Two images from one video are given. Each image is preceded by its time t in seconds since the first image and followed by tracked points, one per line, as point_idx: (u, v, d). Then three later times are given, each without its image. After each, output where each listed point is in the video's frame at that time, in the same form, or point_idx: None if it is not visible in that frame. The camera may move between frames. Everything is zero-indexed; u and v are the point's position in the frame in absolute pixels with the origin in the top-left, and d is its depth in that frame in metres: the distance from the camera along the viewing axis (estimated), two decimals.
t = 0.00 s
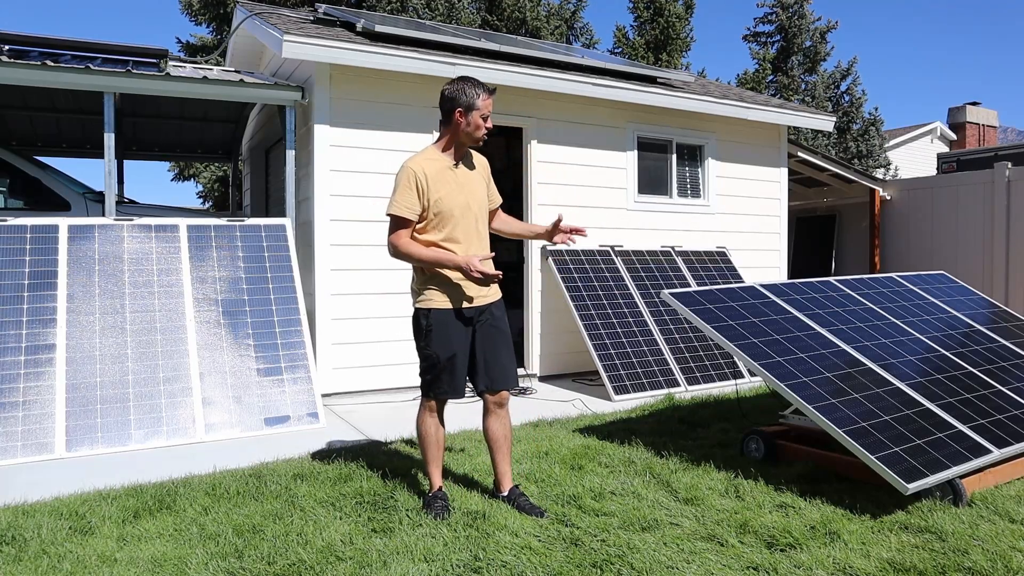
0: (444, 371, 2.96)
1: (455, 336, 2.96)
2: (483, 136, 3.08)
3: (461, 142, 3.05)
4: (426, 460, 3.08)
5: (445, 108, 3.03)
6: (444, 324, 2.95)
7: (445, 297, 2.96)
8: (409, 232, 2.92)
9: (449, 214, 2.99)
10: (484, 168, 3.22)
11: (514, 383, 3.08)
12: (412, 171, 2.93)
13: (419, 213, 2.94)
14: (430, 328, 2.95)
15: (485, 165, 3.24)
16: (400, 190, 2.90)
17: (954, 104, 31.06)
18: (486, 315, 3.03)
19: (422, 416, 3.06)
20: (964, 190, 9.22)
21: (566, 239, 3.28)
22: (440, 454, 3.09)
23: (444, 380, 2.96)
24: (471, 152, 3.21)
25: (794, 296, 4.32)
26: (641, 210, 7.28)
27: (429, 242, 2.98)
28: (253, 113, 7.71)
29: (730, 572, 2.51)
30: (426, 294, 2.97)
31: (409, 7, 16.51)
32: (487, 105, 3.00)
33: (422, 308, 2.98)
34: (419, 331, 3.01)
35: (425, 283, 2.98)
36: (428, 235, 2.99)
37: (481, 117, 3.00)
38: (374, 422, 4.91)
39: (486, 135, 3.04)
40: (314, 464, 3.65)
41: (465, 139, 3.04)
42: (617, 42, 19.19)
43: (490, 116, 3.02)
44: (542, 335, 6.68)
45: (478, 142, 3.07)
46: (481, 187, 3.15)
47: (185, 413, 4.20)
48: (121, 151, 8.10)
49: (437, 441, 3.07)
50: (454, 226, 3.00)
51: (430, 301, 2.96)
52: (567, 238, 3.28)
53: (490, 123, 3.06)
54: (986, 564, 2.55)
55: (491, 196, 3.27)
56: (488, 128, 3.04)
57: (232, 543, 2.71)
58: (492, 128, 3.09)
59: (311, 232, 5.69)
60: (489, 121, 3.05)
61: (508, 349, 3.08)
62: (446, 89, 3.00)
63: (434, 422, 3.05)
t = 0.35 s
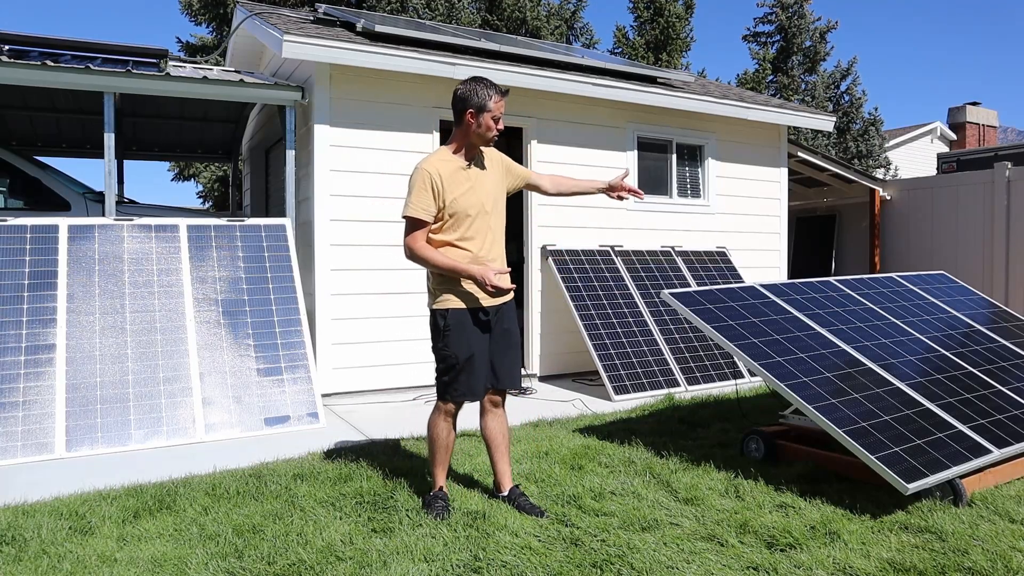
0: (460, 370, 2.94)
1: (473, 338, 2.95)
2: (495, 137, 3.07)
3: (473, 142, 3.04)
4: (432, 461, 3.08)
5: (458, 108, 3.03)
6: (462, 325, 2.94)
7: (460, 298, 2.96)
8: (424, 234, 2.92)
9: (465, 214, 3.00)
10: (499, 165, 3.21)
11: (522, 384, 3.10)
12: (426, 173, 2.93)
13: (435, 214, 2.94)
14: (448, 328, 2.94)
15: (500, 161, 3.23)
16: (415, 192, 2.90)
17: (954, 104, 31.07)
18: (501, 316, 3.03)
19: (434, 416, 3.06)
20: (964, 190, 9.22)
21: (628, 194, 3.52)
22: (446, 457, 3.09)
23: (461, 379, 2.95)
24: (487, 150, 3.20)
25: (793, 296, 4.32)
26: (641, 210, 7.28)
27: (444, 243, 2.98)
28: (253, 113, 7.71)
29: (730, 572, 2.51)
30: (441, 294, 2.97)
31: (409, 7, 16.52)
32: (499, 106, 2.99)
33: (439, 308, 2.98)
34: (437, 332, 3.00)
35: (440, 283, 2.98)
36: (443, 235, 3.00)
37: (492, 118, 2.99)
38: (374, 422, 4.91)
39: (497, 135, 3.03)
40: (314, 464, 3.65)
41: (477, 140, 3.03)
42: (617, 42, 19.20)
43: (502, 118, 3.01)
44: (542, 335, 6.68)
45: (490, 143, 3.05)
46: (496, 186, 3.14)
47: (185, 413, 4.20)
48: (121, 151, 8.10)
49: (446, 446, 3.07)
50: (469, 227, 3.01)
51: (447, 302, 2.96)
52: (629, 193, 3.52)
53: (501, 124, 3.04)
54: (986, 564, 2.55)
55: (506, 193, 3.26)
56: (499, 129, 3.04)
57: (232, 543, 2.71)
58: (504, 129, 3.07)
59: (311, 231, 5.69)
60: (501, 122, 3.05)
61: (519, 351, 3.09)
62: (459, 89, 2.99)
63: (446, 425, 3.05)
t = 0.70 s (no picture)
0: (471, 373, 2.94)
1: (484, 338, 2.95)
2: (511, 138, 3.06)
3: (487, 142, 3.04)
4: (435, 461, 3.08)
5: (472, 108, 3.03)
6: (474, 326, 2.94)
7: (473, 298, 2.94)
8: (438, 233, 2.91)
9: (478, 215, 2.99)
10: (512, 168, 3.21)
11: (529, 385, 3.11)
12: (441, 172, 2.92)
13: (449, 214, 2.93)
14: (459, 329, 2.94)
15: (512, 164, 3.23)
16: (430, 191, 2.89)
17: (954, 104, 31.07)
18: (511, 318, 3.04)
19: (441, 416, 3.05)
20: (964, 190, 9.22)
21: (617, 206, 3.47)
22: (449, 457, 3.09)
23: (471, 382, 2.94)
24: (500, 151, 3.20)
25: (793, 296, 4.32)
26: (641, 210, 7.28)
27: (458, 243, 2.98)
28: (253, 113, 7.72)
29: (730, 572, 2.51)
30: (454, 294, 2.97)
31: (409, 7, 16.52)
32: (514, 105, 2.99)
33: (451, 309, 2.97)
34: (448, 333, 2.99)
35: (452, 283, 2.98)
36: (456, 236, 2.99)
37: (508, 119, 2.99)
38: (373, 422, 4.91)
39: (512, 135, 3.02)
40: (314, 464, 3.65)
41: (491, 139, 3.03)
42: (617, 42, 19.20)
43: (516, 116, 3.00)
44: (542, 335, 6.68)
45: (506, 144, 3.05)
46: (509, 187, 3.14)
47: (185, 413, 4.20)
48: (121, 151, 8.10)
49: (450, 445, 3.07)
50: (483, 228, 3.00)
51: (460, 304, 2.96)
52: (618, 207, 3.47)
53: (516, 122, 3.04)
54: (986, 564, 2.55)
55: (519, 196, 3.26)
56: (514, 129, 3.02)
57: (232, 543, 2.71)
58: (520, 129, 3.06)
59: (311, 232, 5.69)
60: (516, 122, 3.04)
61: (527, 353, 3.09)
62: (474, 89, 3.00)
63: (451, 425, 3.05)
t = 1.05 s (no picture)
0: (481, 373, 2.94)
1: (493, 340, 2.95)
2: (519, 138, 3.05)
3: (495, 143, 3.04)
4: (441, 463, 3.07)
5: (481, 108, 3.03)
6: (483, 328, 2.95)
7: (482, 298, 2.94)
8: (446, 234, 2.91)
9: (486, 215, 2.99)
10: (519, 168, 3.21)
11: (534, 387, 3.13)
12: (449, 172, 2.92)
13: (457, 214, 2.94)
14: (469, 329, 2.95)
15: (520, 164, 3.23)
16: (438, 191, 2.89)
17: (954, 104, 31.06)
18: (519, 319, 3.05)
19: (449, 417, 3.05)
20: (964, 190, 9.21)
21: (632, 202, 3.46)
22: (455, 458, 3.08)
23: (481, 382, 2.94)
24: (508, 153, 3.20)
25: (793, 296, 4.32)
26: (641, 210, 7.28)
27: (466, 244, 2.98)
28: (253, 113, 7.72)
29: (730, 572, 2.51)
30: (463, 295, 2.97)
31: (409, 7, 16.52)
32: (522, 105, 2.99)
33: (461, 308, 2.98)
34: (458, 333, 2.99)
35: (460, 283, 2.98)
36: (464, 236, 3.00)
37: (516, 119, 2.98)
38: (373, 422, 4.91)
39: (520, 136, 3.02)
40: (314, 464, 3.65)
41: (499, 140, 3.02)
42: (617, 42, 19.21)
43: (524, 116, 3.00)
44: (542, 335, 6.68)
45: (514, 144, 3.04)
46: (517, 188, 3.14)
47: (185, 413, 4.20)
48: (122, 151, 8.10)
49: (457, 447, 3.06)
50: (491, 229, 3.00)
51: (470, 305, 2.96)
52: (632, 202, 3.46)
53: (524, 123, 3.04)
54: (986, 564, 2.55)
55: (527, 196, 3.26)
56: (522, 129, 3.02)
57: (232, 544, 2.71)
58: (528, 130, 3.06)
59: (311, 232, 5.69)
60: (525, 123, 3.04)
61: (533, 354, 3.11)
62: (482, 89, 3.00)
63: (459, 428, 3.03)
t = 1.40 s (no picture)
0: (475, 372, 2.94)
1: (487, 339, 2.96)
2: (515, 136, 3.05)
3: (491, 141, 3.05)
4: (437, 461, 3.07)
5: (476, 106, 3.03)
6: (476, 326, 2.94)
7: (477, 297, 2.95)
8: (442, 232, 2.91)
9: (482, 214, 2.99)
10: (515, 169, 3.21)
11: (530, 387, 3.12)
12: (445, 170, 2.92)
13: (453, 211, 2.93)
14: (462, 328, 2.95)
15: (515, 165, 3.23)
16: (434, 189, 2.89)
17: (954, 104, 31.05)
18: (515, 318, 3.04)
19: (444, 416, 3.05)
20: (964, 190, 9.21)
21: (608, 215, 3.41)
22: (452, 457, 3.08)
23: (475, 381, 2.94)
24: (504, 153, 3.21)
25: (793, 296, 4.32)
26: (641, 210, 7.28)
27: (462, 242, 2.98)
28: (253, 113, 7.72)
29: (730, 572, 2.51)
30: (457, 295, 2.98)
31: (409, 7, 16.51)
32: (517, 103, 2.98)
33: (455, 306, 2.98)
34: (451, 331, 2.99)
35: (455, 282, 2.98)
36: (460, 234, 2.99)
37: (511, 116, 2.98)
38: (373, 422, 4.91)
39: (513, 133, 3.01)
40: (313, 464, 3.65)
41: (494, 137, 3.02)
42: (617, 42, 19.21)
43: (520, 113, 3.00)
44: (542, 335, 6.68)
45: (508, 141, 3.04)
46: (512, 187, 3.14)
47: (185, 413, 4.20)
48: (121, 151, 8.10)
49: (452, 445, 3.06)
50: (487, 228, 3.00)
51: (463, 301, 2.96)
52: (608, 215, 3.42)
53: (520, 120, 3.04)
54: (986, 564, 2.55)
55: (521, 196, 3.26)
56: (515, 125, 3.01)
57: (232, 543, 2.71)
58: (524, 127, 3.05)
59: (311, 232, 5.69)
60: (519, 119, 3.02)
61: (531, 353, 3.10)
62: (477, 87, 3.00)
63: (452, 425, 3.05)
